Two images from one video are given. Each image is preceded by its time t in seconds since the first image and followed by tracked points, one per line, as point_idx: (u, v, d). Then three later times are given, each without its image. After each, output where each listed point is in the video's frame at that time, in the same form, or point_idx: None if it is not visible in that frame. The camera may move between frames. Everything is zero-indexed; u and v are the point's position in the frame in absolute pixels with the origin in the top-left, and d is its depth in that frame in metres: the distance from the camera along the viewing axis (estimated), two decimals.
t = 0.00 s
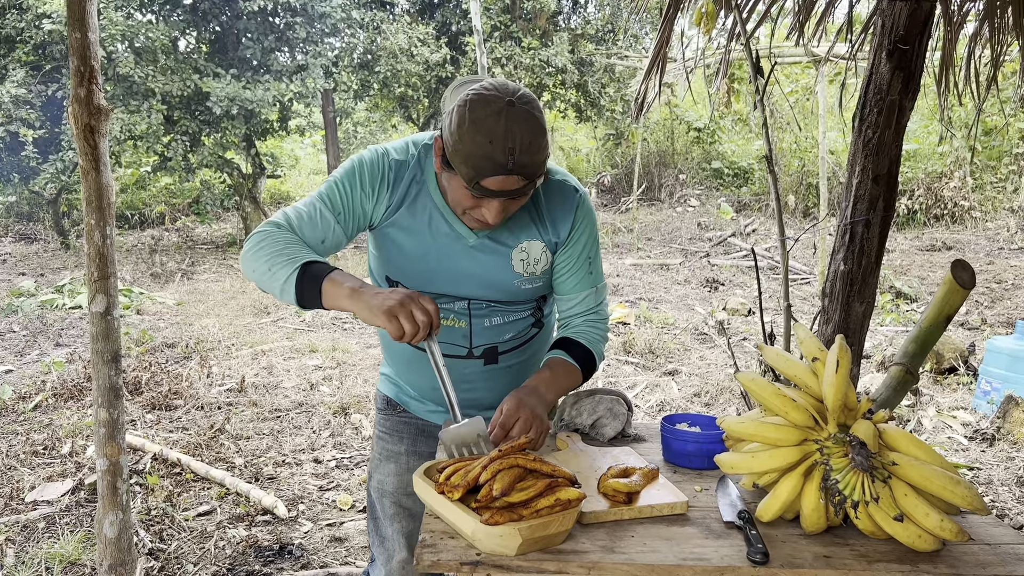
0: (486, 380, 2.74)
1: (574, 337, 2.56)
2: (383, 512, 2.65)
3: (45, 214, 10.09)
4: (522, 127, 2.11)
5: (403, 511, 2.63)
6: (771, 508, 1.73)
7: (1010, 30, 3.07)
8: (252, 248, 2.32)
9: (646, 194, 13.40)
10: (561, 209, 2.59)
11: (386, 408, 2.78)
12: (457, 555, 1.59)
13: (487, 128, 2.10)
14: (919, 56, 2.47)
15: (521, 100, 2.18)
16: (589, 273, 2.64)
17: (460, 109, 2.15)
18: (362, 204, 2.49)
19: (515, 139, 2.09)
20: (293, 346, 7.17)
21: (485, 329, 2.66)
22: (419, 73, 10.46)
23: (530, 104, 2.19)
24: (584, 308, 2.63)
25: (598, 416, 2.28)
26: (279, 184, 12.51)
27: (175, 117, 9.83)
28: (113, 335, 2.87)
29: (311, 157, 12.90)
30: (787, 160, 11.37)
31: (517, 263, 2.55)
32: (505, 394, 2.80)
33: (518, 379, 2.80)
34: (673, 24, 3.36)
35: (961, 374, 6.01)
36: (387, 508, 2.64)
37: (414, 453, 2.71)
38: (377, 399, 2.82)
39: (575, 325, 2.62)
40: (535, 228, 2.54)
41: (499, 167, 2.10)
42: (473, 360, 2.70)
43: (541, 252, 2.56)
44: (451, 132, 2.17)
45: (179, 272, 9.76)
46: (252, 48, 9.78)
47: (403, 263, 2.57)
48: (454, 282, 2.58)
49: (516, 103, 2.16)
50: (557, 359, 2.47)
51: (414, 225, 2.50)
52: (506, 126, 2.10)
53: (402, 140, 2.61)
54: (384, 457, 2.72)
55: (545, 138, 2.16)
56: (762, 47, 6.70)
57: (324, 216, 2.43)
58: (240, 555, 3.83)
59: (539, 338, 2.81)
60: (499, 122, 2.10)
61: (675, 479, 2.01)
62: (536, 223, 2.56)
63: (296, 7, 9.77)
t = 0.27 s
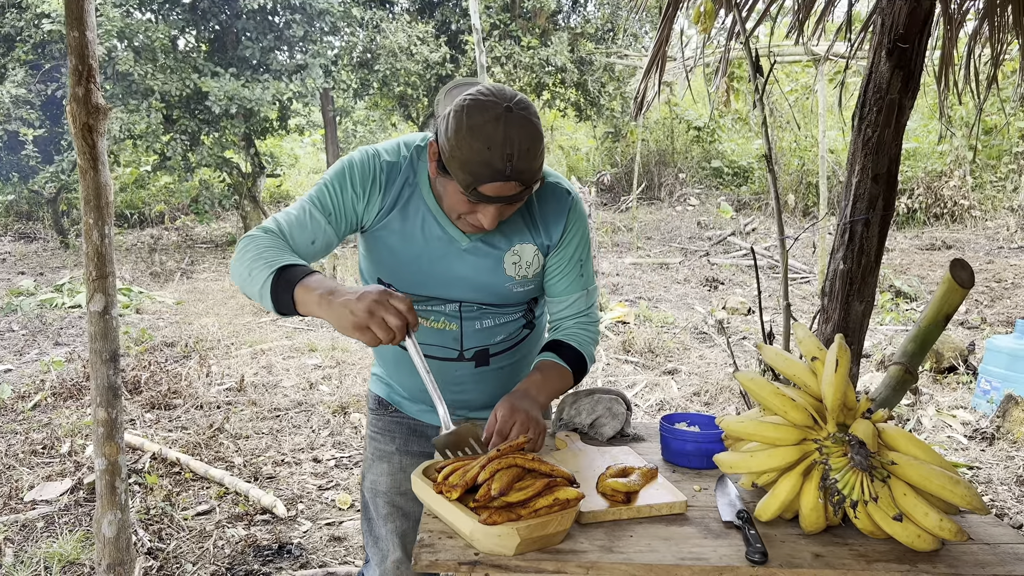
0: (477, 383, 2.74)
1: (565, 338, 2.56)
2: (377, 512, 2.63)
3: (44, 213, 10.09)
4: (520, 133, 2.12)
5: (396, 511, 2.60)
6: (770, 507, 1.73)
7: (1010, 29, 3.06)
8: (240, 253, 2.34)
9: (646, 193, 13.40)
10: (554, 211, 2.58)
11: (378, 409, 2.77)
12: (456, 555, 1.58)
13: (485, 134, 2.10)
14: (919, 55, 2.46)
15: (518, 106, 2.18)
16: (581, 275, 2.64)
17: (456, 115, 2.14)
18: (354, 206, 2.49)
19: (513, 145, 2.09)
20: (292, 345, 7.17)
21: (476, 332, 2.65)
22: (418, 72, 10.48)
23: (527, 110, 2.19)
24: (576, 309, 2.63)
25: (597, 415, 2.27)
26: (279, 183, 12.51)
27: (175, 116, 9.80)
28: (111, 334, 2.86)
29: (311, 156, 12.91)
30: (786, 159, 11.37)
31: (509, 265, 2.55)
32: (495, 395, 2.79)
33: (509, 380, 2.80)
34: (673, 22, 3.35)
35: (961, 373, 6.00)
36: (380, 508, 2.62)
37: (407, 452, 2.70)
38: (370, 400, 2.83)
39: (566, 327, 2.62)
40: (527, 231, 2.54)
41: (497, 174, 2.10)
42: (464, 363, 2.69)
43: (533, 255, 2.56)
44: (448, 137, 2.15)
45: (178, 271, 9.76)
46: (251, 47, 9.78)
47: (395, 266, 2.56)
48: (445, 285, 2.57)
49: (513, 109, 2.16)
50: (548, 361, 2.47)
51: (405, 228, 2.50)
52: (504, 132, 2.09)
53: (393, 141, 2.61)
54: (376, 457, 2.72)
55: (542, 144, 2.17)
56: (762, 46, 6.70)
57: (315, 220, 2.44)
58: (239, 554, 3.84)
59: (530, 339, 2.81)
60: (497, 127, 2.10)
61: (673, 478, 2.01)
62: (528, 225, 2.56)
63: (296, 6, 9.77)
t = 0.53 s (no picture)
0: (472, 384, 2.73)
1: (559, 337, 2.59)
2: (372, 513, 2.64)
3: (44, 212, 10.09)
4: (512, 134, 2.12)
5: (392, 512, 2.62)
6: (770, 506, 1.72)
7: (1012, 27, 3.05)
8: (235, 259, 2.32)
9: (646, 191, 13.40)
10: (547, 211, 2.60)
11: (372, 408, 2.75)
12: (454, 554, 1.58)
13: (476, 136, 2.10)
14: (919, 53, 2.46)
15: (509, 106, 2.18)
16: (574, 275, 2.67)
17: (447, 118, 2.14)
18: (347, 207, 2.47)
19: (504, 147, 2.10)
20: (292, 344, 7.17)
21: (470, 333, 2.65)
22: (418, 71, 10.44)
23: (519, 110, 2.19)
24: (570, 309, 2.66)
25: (597, 414, 2.27)
26: (279, 182, 12.61)
27: (175, 115, 9.78)
28: (110, 333, 2.86)
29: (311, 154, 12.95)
30: (787, 158, 11.37)
31: (503, 266, 2.55)
32: (490, 396, 2.79)
33: (503, 381, 2.79)
34: (673, 20, 3.34)
35: (961, 372, 6.00)
36: (375, 508, 2.63)
37: (401, 452, 2.69)
38: (364, 399, 2.79)
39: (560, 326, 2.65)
40: (521, 232, 2.55)
41: (489, 176, 2.10)
42: (459, 364, 2.68)
43: (527, 255, 2.57)
44: (439, 139, 2.15)
45: (178, 270, 9.76)
46: (251, 45, 9.78)
47: (391, 268, 2.55)
48: (439, 286, 2.56)
49: (504, 110, 2.16)
50: (544, 360, 2.51)
51: (399, 230, 2.49)
52: (495, 134, 2.10)
53: (384, 142, 2.60)
54: (371, 457, 2.71)
55: (534, 144, 2.17)
56: (762, 44, 6.70)
57: (309, 222, 2.41)
58: (239, 554, 3.84)
59: (524, 339, 2.82)
60: (488, 129, 2.10)
61: (672, 477, 2.01)
62: (522, 226, 2.57)
63: (296, 5, 9.76)
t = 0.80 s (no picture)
0: (469, 384, 2.72)
1: (557, 337, 2.59)
2: (371, 513, 2.62)
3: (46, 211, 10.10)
4: (507, 135, 2.12)
5: (390, 511, 2.59)
6: (770, 506, 1.72)
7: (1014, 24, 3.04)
8: (234, 269, 2.31)
9: (647, 189, 13.39)
10: (544, 211, 2.60)
11: (370, 408, 2.76)
12: (454, 553, 1.58)
13: (472, 136, 2.09)
14: (920, 51, 2.46)
15: (505, 106, 2.17)
16: (571, 275, 2.67)
17: (442, 119, 2.13)
18: (344, 210, 2.46)
19: (501, 147, 2.09)
20: (293, 343, 7.17)
21: (468, 333, 2.64)
22: (419, 70, 10.46)
23: (514, 110, 2.19)
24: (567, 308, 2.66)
25: (597, 413, 2.26)
26: (280, 181, 12.63)
27: (176, 114, 9.78)
28: (110, 331, 2.86)
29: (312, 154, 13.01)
30: (789, 156, 11.36)
31: (501, 266, 2.55)
32: (488, 396, 2.79)
33: (500, 380, 2.79)
34: (674, 18, 3.33)
35: (963, 371, 5.99)
36: (374, 508, 2.61)
37: (400, 452, 2.69)
38: (362, 399, 2.80)
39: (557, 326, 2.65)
40: (519, 232, 2.55)
41: (485, 177, 2.10)
42: (456, 365, 2.68)
43: (524, 255, 2.56)
44: (435, 141, 2.14)
45: (180, 269, 9.77)
46: (252, 44, 9.79)
47: (388, 270, 2.54)
48: (437, 287, 2.56)
49: (499, 110, 2.15)
50: (542, 360, 2.51)
51: (396, 231, 2.48)
52: (492, 134, 2.09)
53: (379, 143, 2.58)
54: (369, 457, 2.71)
55: (530, 144, 2.17)
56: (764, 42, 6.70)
57: (306, 227, 2.39)
58: (240, 552, 3.84)
59: (521, 338, 2.82)
60: (484, 130, 2.10)
61: (673, 476, 2.00)
62: (520, 226, 2.56)
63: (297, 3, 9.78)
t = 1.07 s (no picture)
0: (471, 385, 2.72)
1: (559, 338, 2.61)
2: (373, 512, 2.64)
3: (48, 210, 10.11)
4: (509, 136, 2.11)
5: (392, 510, 2.61)
6: (772, 505, 1.72)
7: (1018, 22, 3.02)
8: (234, 275, 2.32)
9: (649, 188, 13.39)
10: (545, 212, 2.61)
11: (371, 407, 2.74)
12: (455, 551, 1.58)
13: (473, 138, 2.09)
14: (923, 49, 2.45)
15: (506, 107, 2.17)
16: (572, 276, 2.68)
17: (444, 121, 2.13)
18: (344, 214, 2.45)
19: (503, 149, 2.09)
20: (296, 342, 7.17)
21: (469, 334, 2.64)
22: (421, 68, 10.43)
23: (515, 111, 2.19)
24: (569, 309, 2.67)
25: (599, 412, 2.26)
26: (283, 179, 12.65)
27: (178, 112, 9.76)
28: (113, 330, 2.86)
29: (315, 152, 13.04)
30: (792, 154, 11.34)
31: (502, 267, 2.55)
32: (489, 396, 2.79)
33: (502, 381, 2.80)
34: (677, 15, 3.32)
35: (966, 369, 5.98)
36: (376, 507, 2.63)
37: (401, 451, 2.68)
38: (362, 399, 2.79)
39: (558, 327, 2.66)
40: (520, 233, 2.55)
41: (488, 178, 2.09)
42: (458, 365, 2.68)
43: (526, 257, 2.57)
44: (437, 143, 2.14)
45: (182, 268, 9.77)
46: (254, 42, 9.79)
47: (389, 272, 2.54)
48: (438, 289, 2.55)
49: (500, 111, 2.15)
50: (543, 361, 2.52)
51: (396, 233, 2.48)
52: (493, 136, 2.09)
53: (379, 144, 2.57)
54: (370, 455, 2.70)
55: (531, 145, 2.17)
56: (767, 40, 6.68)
57: (304, 232, 2.40)
58: (242, 551, 3.84)
59: (522, 339, 2.82)
60: (485, 131, 2.10)
61: (675, 475, 2.00)
62: (521, 228, 2.57)
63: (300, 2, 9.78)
